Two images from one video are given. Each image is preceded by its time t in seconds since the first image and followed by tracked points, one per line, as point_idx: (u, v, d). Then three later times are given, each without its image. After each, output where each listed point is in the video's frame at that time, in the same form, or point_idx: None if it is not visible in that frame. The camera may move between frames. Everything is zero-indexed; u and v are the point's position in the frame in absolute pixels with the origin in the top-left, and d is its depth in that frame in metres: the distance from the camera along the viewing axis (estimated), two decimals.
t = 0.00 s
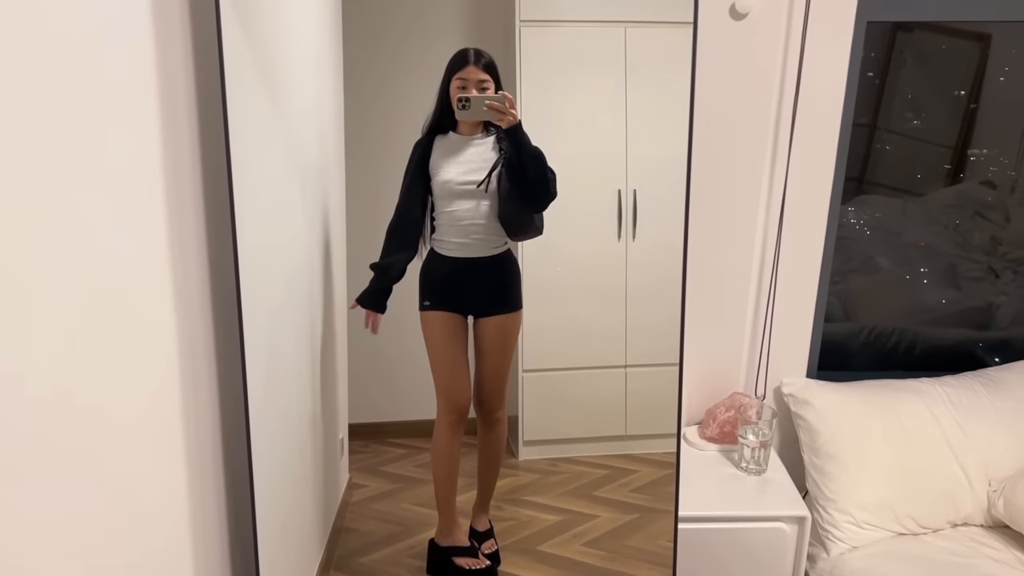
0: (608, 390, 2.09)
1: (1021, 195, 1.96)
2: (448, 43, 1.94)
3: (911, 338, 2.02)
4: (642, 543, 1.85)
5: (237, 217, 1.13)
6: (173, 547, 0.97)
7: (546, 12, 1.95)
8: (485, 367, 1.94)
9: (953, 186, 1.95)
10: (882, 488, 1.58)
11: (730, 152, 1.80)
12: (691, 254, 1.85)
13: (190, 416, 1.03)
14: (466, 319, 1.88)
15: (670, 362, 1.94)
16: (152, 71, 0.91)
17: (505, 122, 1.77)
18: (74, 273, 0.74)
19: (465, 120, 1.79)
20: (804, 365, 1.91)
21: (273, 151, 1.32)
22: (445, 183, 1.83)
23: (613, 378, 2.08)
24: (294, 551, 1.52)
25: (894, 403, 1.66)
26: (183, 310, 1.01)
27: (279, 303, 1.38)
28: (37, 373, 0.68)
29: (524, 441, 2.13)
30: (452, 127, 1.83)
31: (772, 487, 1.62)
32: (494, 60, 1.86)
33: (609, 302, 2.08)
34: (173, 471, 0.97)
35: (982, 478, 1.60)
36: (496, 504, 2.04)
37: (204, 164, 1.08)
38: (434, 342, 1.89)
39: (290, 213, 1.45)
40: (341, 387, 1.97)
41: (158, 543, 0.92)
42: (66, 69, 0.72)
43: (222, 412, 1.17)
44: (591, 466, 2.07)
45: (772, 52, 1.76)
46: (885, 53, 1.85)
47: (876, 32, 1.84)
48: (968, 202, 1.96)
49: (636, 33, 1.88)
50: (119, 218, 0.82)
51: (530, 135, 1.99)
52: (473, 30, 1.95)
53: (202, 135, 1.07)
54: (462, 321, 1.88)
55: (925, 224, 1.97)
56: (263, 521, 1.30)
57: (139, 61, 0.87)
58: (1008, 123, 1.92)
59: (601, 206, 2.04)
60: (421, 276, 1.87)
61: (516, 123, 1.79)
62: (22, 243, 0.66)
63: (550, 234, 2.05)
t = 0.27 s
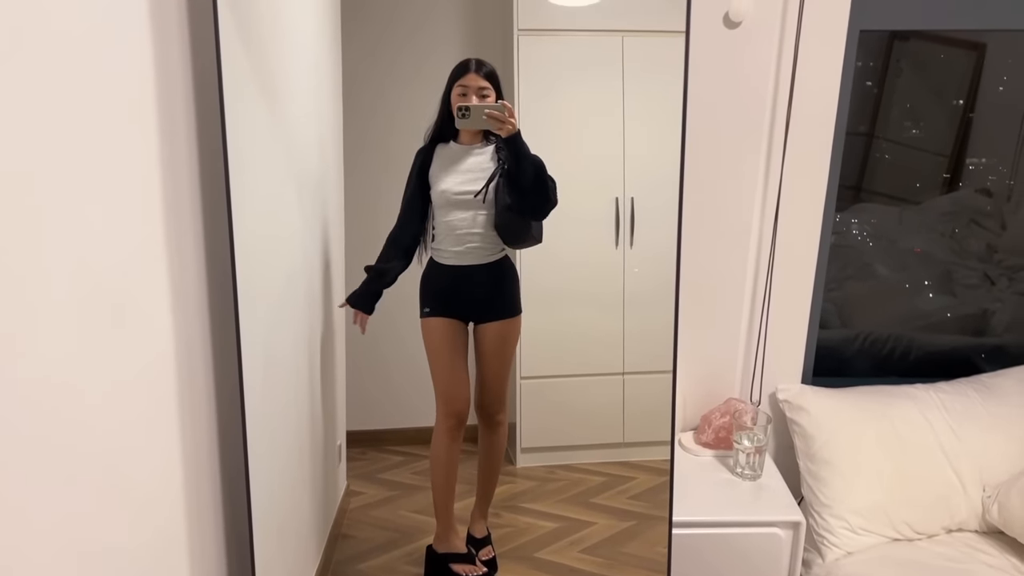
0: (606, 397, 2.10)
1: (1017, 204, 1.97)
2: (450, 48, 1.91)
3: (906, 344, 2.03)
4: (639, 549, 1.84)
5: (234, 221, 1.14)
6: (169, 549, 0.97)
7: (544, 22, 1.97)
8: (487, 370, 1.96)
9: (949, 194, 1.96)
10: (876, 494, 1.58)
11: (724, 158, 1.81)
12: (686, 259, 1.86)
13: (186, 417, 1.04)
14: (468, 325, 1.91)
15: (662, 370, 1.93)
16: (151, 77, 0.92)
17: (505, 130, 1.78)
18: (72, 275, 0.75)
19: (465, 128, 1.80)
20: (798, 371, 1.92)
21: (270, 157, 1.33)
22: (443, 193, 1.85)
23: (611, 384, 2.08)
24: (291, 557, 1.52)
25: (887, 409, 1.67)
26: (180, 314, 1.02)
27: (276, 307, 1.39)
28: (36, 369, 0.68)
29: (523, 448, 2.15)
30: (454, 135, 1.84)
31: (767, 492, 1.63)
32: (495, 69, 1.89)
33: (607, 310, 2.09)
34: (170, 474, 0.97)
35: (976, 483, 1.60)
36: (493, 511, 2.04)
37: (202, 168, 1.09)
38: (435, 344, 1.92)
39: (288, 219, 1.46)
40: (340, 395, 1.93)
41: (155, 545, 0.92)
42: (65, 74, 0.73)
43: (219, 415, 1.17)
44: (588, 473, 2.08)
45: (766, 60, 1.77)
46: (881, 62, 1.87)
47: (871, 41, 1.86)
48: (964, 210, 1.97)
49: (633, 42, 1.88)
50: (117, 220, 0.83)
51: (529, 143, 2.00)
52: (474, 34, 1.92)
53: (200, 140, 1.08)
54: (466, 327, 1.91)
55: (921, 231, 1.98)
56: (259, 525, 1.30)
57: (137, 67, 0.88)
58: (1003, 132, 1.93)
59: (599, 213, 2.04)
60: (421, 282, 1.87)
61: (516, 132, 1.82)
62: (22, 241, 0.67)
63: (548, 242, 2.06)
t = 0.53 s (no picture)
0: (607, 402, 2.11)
1: (1020, 210, 1.97)
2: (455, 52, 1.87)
3: (909, 348, 2.03)
4: (643, 553, 1.84)
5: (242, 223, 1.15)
6: (175, 548, 0.97)
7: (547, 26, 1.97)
8: (492, 377, 1.99)
9: (952, 200, 1.97)
10: (880, 497, 1.58)
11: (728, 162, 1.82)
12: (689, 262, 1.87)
13: (194, 418, 1.04)
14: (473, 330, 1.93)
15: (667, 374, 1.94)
16: (161, 79, 0.93)
17: (506, 137, 1.87)
18: (82, 273, 0.75)
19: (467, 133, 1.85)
20: (801, 375, 1.92)
21: (276, 160, 1.34)
22: (447, 200, 1.88)
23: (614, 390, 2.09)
24: (296, 558, 1.52)
25: (891, 412, 1.67)
26: (188, 315, 1.02)
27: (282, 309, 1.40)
28: (45, 366, 0.69)
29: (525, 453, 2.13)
30: (455, 141, 1.85)
31: (771, 495, 1.63)
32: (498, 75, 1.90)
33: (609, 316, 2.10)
34: (177, 472, 0.98)
35: (981, 487, 1.60)
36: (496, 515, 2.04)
37: (210, 169, 1.10)
38: (438, 349, 1.94)
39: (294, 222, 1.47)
40: (343, 394, 1.90)
41: (160, 543, 0.93)
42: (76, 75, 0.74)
43: (225, 416, 1.18)
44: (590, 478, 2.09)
45: (770, 64, 1.78)
46: (884, 68, 1.88)
47: (874, 46, 1.86)
48: (967, 215, 1.98)
49: (636, 48, 1.90)
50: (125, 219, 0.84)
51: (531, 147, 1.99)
52: (478, 39, 1.89)
53: (208, 142, 1.09)
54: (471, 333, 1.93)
55: (925, 236, 1.98)
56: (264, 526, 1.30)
57: (147, 69, 0.89)
58: (1004, 139, 1.94)
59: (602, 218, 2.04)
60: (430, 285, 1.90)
61: (517, 139, 1.89)
62: (32, 243, 0.67)
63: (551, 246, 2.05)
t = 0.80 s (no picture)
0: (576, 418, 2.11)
1: (978, 232, 2.06)
2: (431, 60, 1.83)
3: (872, 361, 2.10)
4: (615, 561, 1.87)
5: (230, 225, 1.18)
6: (154, 544, 0.98)
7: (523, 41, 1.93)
8: (459, 389, 1.98)
9: (915, 222, 2.04)
10: (843, 503, 1.63)
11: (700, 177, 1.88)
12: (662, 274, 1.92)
13: (175, 416, 1.05)
14: (436, 339, 1.94)
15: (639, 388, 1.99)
16: (152, 79, 0.95)
17: (477, 152, 1.90)
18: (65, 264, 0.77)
19: (436, 149, 1.86)
20: (768, 385, 1.98)
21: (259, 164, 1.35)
22: (418, 211, 1.88)
23: (584, 405, 2.10)
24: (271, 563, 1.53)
25: (855, 421, 1.72)
26: (173, 313, 1.04)
27: (262, 311, 1.41)
28: (24, 352, 0.71)
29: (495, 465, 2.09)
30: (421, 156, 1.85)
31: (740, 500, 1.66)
32: (460, 91, 1.87)
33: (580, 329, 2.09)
34: (156, 467, 0.99)
35: (938, 493, 1.66)
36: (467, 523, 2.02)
37: (197, 169, 1.12)
38: (400, 359, 1.93)
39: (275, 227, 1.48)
40: (314, 412, 1.83)
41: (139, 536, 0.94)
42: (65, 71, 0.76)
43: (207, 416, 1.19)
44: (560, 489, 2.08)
45: (742, 84, 1.84)
46: (849, 95, 1.96)
47: (841, 73, 1.94)
48: (928, 236, 2.05)
49: (611, 67, 1.92)
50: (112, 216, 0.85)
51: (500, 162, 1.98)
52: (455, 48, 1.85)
53: (196, 143, 1.11)
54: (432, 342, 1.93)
55: (890, 256, 2.05)
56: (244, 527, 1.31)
57: (138, 69, 0.91)
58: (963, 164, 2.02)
59: (576, 232, 2.03)
60: (394, 298, 1.87)
61: (488, 154, 1.92)
62: (18, 235, 0.69)
63: (525, 257, 2.03)
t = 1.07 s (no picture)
0: (579, 409, 2.15)
1: (978, 226, 2.08)
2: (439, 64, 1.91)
3: (861, 350, 2.13)
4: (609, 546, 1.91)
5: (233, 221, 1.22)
6: (163, 516, 1.04)
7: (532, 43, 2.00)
8: (479, 369, 2.04)
9: (914, 216, 2.07)
10: (826, 486, 1.67)
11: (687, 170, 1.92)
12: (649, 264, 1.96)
13: (185, 397, 1.11)
14: (457, 330, 2.00)
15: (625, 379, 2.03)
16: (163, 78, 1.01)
17: (489, 151, 1.94)
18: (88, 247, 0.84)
19: (453, 148, 1.90)
20: (756, 373, 2.02)
21: (264, 160, 1.41)
22: (435, 208, 1.91)
23: (586, 397, 2.14)
24: (279, 545, 1.59)
25: (839, 407, 1.76)
26: (182, 300, 1.09)
27: (268, 298, 1.47)
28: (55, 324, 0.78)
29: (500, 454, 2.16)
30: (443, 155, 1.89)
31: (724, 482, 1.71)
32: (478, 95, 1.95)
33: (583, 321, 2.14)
34: (167, 444, 1.05)
35: (920, 477, 1.70)
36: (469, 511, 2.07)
37: (205, 164, 1.18)
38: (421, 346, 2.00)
39: (281, 221, 1.54)
40: (325, 394, 1.96)
41: (151, 508, 0.99)
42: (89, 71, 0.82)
43: (215, 401, 1.24)
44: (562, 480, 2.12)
45: (729, 79, 1.88)
46: (857, 94, 1.99)
47: (848, 73, 1.98)
48: (926, 230, 2.08)
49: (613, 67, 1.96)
50: (127, 207, 0.91)
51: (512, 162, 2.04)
52: (464, 53, 1.92)
53: (203, 139, 1.17)
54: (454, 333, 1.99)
55: (886, 249, 2.08)
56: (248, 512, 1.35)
57: (150, 69, 0.97)
58: (965, 159, 2.05)
59: (579, 227, 2.07)
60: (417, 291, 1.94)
61: (499, 153, 1.97)
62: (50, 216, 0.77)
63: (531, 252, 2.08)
